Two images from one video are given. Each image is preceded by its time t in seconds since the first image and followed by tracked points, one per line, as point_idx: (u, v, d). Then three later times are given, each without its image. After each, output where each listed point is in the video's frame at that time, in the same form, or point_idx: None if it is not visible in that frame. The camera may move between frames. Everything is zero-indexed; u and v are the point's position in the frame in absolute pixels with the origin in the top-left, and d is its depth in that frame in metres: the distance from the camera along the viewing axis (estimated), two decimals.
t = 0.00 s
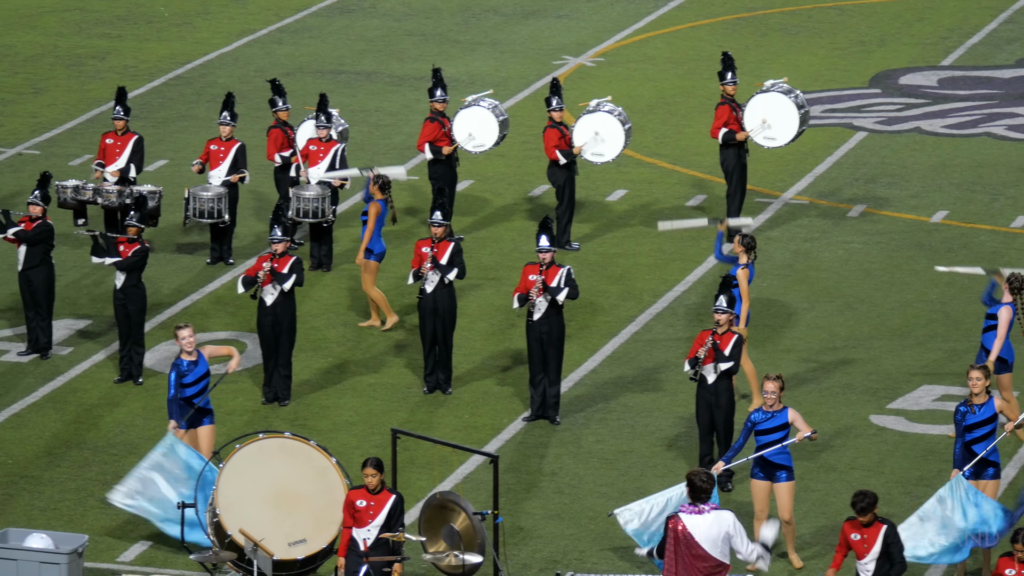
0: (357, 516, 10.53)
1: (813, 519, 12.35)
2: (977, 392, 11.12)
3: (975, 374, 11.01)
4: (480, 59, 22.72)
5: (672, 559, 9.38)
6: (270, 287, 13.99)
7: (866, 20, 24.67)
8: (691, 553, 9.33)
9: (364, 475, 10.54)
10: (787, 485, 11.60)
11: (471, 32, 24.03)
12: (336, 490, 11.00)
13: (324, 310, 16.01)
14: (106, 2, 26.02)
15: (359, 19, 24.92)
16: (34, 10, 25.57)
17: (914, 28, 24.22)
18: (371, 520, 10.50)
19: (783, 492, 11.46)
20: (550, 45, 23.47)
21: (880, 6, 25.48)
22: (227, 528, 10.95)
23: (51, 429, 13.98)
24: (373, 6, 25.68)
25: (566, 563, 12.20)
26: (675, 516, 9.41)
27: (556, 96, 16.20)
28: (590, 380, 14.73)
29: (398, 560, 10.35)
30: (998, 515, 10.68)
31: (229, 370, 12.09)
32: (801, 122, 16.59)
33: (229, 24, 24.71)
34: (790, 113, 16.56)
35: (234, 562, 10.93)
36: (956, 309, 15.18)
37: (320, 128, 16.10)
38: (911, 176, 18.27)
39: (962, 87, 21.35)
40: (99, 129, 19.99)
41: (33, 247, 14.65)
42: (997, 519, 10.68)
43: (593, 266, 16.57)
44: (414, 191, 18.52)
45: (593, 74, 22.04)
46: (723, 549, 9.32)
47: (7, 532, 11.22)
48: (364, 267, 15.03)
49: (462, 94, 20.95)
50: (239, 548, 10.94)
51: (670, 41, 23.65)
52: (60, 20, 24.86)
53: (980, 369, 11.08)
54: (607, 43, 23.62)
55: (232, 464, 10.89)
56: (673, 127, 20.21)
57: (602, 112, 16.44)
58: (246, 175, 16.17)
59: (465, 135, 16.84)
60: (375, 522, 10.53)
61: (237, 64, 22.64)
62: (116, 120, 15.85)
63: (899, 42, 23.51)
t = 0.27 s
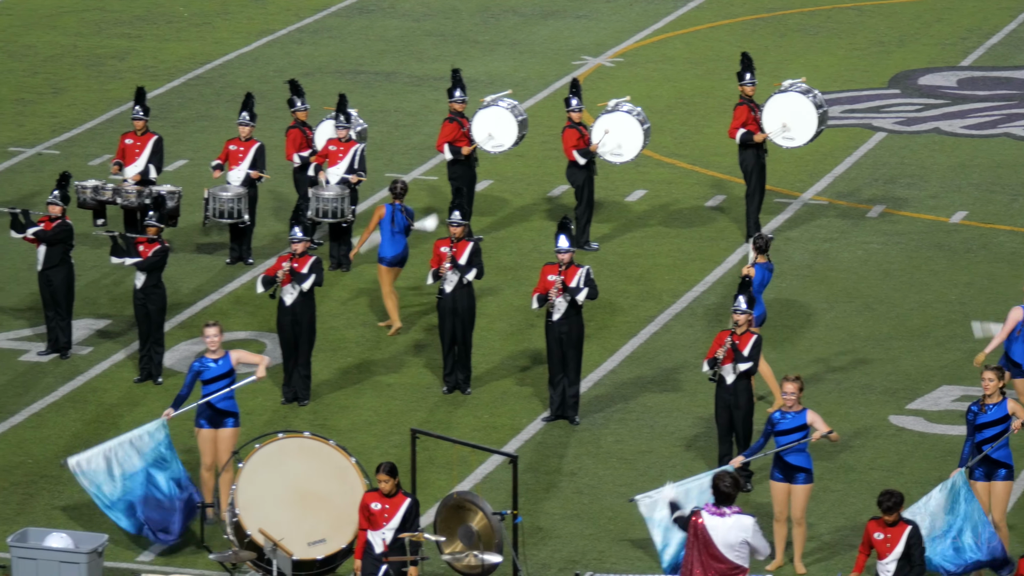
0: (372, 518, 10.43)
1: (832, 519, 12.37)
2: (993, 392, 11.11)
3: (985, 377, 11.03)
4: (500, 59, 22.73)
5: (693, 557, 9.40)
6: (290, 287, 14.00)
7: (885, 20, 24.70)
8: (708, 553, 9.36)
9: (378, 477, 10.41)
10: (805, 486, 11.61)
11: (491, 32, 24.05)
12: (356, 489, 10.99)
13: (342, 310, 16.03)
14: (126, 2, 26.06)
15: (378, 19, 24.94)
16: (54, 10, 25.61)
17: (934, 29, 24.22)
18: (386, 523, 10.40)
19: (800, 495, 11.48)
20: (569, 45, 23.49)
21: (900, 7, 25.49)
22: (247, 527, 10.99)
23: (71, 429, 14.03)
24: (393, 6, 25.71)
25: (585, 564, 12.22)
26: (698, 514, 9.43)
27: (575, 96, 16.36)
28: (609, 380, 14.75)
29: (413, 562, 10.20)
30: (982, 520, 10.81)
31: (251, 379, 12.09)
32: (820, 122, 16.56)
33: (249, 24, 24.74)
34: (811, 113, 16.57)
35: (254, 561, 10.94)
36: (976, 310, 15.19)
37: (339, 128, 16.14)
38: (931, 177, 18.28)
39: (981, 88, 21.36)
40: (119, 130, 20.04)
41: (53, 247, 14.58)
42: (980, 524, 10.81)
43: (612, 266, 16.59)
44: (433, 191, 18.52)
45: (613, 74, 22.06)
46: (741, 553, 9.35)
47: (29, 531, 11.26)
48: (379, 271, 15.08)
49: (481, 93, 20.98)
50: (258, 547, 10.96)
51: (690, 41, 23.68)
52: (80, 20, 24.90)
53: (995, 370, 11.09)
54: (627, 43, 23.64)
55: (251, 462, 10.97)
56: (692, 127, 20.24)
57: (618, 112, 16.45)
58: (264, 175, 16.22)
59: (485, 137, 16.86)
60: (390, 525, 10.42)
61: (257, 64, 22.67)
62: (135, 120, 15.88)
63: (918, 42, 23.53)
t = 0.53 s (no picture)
0: (383, 529, 10.27)
1: (855, 519, 12.35)
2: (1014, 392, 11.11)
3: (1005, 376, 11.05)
4: (523, 59, 22.74)
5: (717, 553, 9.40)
6: (313, 287, 14.02)
7: (907, 20, 24.69)
8: (729, 551, 9.34)
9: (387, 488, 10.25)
10: (828, 487, 11.60)
11: (513, 32, 24.06)
12: (378, 488, 11.04)
13: (362, 309, 16.03)
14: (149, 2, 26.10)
15: (400, 19, 24.96)
16: (77, 9, 25.69)
17: (957, 29, 24.20)
18: (396, 534, 10.21)
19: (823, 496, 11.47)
20: (592, 45, 23.50)
21: (923, 7, 25.47)
22: (268, 527, 10.94)
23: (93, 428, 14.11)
24: (415, 6, 25.73)
25: (607, 563, 12.21)
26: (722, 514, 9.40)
27: (597, 95, 16.38)
28: (631, 379, 14.75)
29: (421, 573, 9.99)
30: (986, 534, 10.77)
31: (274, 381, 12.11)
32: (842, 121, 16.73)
33: (272, 24, 24.78)
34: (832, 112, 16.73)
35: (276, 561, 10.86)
36: (999, 310, 15.17)
37: (362, 128, 16.22)
38: (953, 177, 18.28)
39: (1004, 88, 21.33)
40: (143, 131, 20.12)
41: (75, 246, 14.65)
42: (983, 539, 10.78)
43: (634, 266, 16.60)
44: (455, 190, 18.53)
45: (635, 74, 22.07)
46: (760, 555, 9.28)
47: (52, 529, 11.25)
48: (402, 269, 15.15)
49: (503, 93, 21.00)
50: (281, 547, 10.89)
51: (712, 41, 23.68)
52: (103, 19, 24.96)
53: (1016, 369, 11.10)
54: (649, 43, 23.64)
55: (274, 461, 11.00)
56: (715, 127, 20.26)
57: (641, 111, 16.46)
58: (286, 175, 16.41)
59: (508, 138, 16.94)
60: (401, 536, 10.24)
61: (280, 64, 22.71)
62: (158, 119, 15.96)
63: (941, 42, 23.52)
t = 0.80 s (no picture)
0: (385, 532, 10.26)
1: (874, 518, 12.34)
2: None
3: None
4: (542, 58, 22.75)
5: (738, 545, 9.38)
6: (333, 286, 14.01)
7: (927, 20, 24.69)
8: (750, 546, 9.33)
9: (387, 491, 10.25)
10: (844, 487, 11.66)
11: (533, 31, 24.08)
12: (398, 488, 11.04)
13: (380, 309, 16.04)
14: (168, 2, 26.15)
15: (420, 18, 24.98)
16: (97, 9, 25.79)
17: (977, 29, 24.19)
18: (398, 536, 10.19)
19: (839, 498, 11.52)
20: (611, 44, 23.51)
21: (943, 7, 25.45)
22: (287, 526, 10.96)
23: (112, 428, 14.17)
24: (434, 5, 25.75)
25: (626, 563, 12.21)
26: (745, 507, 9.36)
27: (616, 95, 16.38)
28: (651, 378, 14.75)
29: None
30: (1005, 550, 10.82)
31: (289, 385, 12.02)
32: (860, 121, 16.85)
33: (291, 23, 24.82)
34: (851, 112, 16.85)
35: (295, 560, 10.85)
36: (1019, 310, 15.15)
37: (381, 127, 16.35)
38: (973, 177, 18.27)
39: None
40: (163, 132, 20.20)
41: (94, 247, 14.66)
42: (1002, 555, 10.83)
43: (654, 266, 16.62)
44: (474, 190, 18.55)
45: (655, 74, 22.08)
46: (781, 549, 9.30)
47: (70, 528, 11.26)
48: (420, 268, 15.13)
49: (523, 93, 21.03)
50: (299, 546, 10.87)
51: (731, 40, 23.70)
52: (123, 19, 25.06)
53: None
54: (669, 43, 23.65)
55: (292, 461, 11.05)
56: (734, 127, 20.29)
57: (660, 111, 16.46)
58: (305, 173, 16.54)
59: (527, 138, 16.94)
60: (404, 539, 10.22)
61: (298, 63, 22.77)
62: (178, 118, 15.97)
63: (961, 42, 23.52)
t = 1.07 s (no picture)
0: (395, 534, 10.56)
1: (894, 518, 12.32)
2: None
3: None
4: (562, 58, 22.78)
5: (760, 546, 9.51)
6: (351, 285, 13.99)
7: (947, 20, 24.70)
8: (773, 548, 9.47)
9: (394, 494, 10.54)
10: (861, 488, 11.58)
11: (552, 31, 24.11)
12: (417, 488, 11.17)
13: (398, 309, 16.05)
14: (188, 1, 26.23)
15: (440, 17, 25.02)
16: (117, 8, 25.89)
17: (997, 28, 24.18)
18: (407, 538, 10.51)
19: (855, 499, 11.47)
20: (631, 44, 23.55)
21: (963, 6, 25.44)
22: (307, 525, 11.15)
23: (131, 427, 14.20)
24: (454, 5, 25.79)
25: (645, 563, 12.20)
26: (766, 509, 9.50)
27: (637, 94, 16.52)
28: (670, 378, 14.75)
29: None
30: None
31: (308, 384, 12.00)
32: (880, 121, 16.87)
33: (311, 22, 24.88)
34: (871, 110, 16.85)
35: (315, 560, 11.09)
36: None
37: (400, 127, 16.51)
38: (993, 177, 18.26)
39: None
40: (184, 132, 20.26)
41: (114, 246, 14.74)
42: None
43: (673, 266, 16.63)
44: (493, 190, 18.57)
45: (674, 74, 22.12)
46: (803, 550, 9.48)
47: (90, 528, 11.34)
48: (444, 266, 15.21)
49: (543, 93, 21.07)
50: (319, 546, 11.10)
51: (751, 40, 23.73)
52: (144, 19, 25.15)
53: None
54: (689, 42, 23.68)
55: (312, 461, 11.21)
56: (754, 126, 20.33)
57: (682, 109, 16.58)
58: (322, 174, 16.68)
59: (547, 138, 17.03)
60: (413, 540, 10.51)
61: (318, 63, 22.83)
62: (197, 118, 16.17)
63: (982, 42, 23.52)
